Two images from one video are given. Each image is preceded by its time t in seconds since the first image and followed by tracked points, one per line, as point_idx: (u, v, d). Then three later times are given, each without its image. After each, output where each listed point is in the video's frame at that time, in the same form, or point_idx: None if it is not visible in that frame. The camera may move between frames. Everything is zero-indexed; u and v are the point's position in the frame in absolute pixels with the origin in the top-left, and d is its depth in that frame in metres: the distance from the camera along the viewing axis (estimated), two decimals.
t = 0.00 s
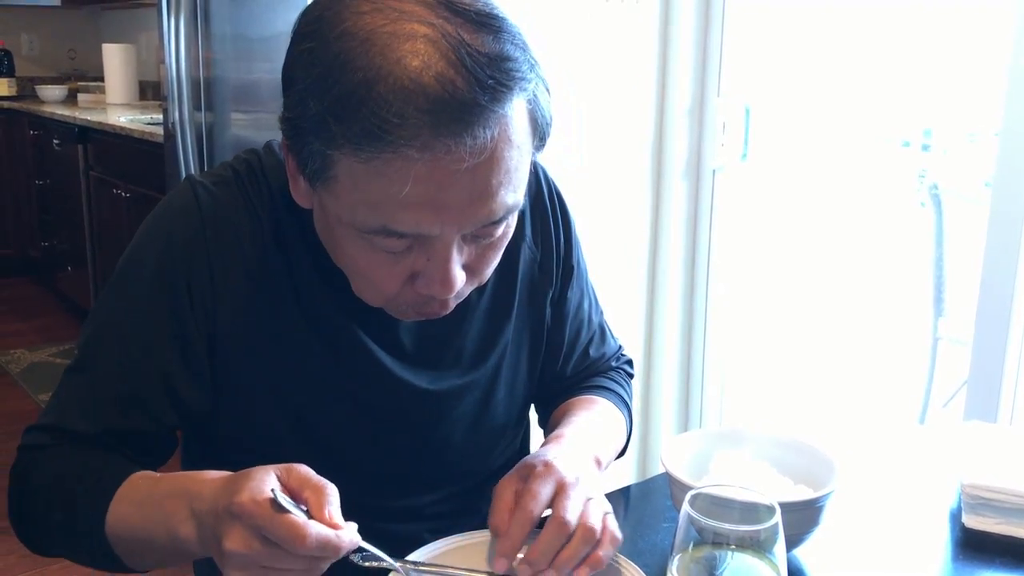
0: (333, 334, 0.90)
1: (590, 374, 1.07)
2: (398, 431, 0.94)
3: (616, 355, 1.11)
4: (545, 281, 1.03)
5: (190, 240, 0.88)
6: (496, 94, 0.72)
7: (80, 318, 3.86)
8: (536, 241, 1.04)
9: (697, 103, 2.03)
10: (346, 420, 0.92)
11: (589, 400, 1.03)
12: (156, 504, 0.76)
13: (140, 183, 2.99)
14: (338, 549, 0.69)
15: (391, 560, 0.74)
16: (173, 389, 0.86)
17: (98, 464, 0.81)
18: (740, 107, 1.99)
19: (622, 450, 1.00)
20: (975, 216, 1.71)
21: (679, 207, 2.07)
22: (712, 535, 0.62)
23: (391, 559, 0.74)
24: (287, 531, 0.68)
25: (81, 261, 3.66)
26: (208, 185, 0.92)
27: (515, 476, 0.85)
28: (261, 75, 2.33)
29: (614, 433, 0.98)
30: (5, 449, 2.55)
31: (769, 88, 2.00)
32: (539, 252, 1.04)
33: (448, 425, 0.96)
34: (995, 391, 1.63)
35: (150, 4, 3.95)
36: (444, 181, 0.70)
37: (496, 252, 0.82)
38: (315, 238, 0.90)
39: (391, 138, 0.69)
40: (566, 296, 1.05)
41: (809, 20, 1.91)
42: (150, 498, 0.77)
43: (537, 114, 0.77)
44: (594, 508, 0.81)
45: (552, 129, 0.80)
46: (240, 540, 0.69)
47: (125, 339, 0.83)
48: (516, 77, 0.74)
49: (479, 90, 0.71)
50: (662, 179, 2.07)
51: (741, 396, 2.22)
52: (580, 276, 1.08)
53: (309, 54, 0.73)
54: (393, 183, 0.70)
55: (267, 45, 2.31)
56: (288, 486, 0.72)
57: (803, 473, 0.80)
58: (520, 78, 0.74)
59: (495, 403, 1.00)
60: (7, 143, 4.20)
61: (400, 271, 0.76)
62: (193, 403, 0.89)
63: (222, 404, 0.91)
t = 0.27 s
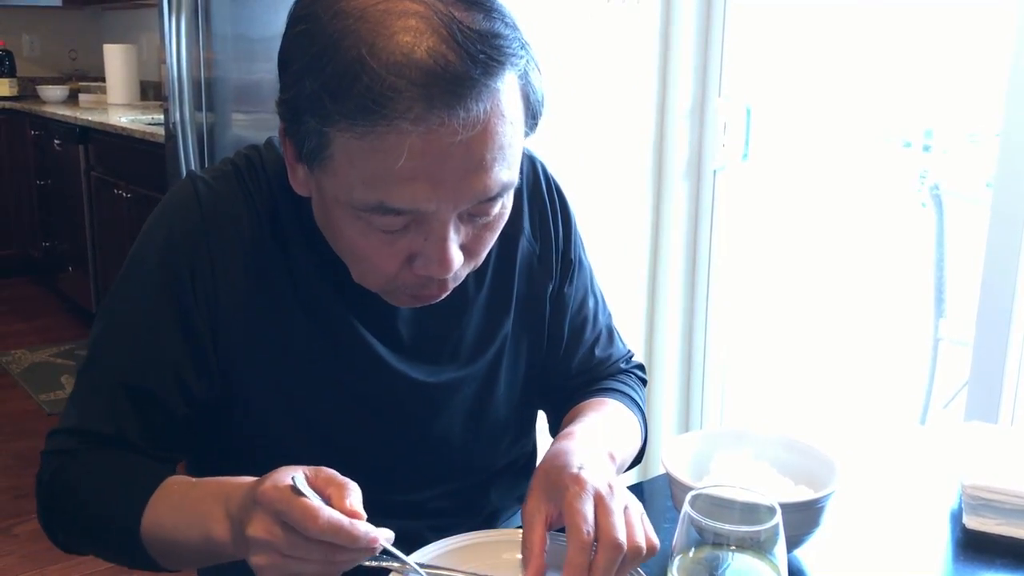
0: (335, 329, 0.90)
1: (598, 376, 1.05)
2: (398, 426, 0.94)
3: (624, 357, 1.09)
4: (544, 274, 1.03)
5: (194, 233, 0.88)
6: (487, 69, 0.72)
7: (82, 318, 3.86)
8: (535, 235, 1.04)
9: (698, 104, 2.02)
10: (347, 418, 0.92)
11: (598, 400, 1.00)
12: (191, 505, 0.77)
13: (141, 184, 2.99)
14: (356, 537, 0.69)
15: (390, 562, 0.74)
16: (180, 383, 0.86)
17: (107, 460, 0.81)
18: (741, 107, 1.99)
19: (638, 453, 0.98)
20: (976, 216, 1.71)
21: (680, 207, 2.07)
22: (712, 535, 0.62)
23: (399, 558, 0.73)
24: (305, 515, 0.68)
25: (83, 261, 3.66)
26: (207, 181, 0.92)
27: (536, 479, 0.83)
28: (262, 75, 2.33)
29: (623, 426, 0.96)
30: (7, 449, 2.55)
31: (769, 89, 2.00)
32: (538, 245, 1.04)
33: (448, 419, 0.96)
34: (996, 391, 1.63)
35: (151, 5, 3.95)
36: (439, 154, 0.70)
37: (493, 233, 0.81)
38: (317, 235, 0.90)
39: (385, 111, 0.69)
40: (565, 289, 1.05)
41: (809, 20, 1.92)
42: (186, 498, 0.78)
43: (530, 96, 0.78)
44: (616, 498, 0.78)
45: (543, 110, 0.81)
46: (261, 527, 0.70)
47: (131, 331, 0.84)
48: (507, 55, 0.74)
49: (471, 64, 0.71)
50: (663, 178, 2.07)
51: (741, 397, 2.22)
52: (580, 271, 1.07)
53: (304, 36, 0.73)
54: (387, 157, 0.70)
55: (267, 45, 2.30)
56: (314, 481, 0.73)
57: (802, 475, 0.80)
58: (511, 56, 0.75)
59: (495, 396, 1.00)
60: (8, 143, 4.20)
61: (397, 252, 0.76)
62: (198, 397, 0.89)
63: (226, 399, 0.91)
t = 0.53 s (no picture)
0: (329, 327, 0.90)
1: (590, 377, 1.04)
2: (393, 424, 0.94)
3: (617, 356, 1.08)
4: (536, 268, 1.03)
5: (188, 230, 0.88)
6: (475, 55, 0.72)
7: (77, 319, 3.86)
8: (527, 229, 1.04)
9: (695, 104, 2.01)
10: (342, 417, 0.92)
11: (591, 399, 1.00)
12: (187, 492, 0.76)
13: (137, 184, 2.99)
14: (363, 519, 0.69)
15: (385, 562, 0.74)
16: (177, 380, 0.87)
17: (107, 457, 0.81)
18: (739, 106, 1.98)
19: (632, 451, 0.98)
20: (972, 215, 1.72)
21: (677, 207, 2.06)
22: (708, 535, 0.62)
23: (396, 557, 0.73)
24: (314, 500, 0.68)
25: (78, 261, 3.65)
26: (200, 178, 0.93)
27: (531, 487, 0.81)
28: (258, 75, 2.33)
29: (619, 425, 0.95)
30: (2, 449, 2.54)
31: (766, 89, 1.99)
32: (530, 240, 1.03)
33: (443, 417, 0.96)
34: (992, 390, 1.64)
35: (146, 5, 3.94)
36: (427, 139, 0.70)
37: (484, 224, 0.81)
38: (312, 233, 0.90)
39: (373, 96, 0.69)
40: (557, 283, 1.04)
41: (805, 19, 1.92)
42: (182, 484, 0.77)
43: (518, 84, 0.78)
44: (613, 506, 0.76)
45: (532, 99, 0.80)
46: (269, 514, 0.70)
47: (128, 327, 0.84)
48: (495, 42, 0.74)
49: (458, 50, 0.71)
50: (659, 177, 2.05)
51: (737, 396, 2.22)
52: (572, 267, 1.07)
53: (293, 26, 0.73)
54: (375, 143, 0.70)
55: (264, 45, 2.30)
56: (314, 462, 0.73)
57: (800, 475, 0.80)
58: (499, 44, 0.75)
59: (489, 392, 0.99)
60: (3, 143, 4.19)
61: (388, 241, 0.75)
62: (195, 394, 0.89)
63: (222, 396, 0.91)
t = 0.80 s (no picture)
0: (320, 328, 0.90)
1: (578, 372, 1.05)
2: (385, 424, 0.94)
3: (604, 356, 1.08)
4: (524, 267, 1.03)
5: (179, 233, 0.89)
6: (456, 53, 0.72)
7: (68, 321, 3.84)
8: (514, 229, 1.04)
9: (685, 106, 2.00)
10: (332, 417, 0.92)
11: (580, 398, 1.00)
12: (180, 498, 0.77)
13: (128, 186, 2.98)
14: (350, 526, 0.69)
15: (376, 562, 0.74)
16: (172, 383, 0.87)
17: (104, 461, 0.82)
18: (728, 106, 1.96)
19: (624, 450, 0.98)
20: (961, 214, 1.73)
21: (667, 206, 2.05)
22: (698, 534, 0.63)
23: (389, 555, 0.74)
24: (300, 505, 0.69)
25: (69, 263, 3.64)
26: (187, 181, 0.93)
27: (521, 485, 0.81)
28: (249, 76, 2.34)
29: (608, 421, 0.96)
30: None
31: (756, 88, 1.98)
32: (518, 239, 1.04)
33: (434, 416, 0.96)
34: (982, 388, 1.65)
35: (137, 6, 3.93)
36: (410, 136, 0.70)
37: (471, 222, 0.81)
38: (305, 234, 0.90)
39: (356, 94, 0.70)
40: (545, 283, 1.05)
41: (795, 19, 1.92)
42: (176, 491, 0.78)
43: (501, 82, 0.78)
44: (604, 508, 0.77)
45: (515, 95, 0.81)
46: (256, 518, 0.70)
47: (122, 330, 0.84)
48: (477, 39, 0.75)
49: (439, 48, 0.71)
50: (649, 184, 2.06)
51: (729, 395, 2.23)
52: (559, 266, 1.07)
53: (275, 27, 0.74)
54: (359, 141, 0.70)
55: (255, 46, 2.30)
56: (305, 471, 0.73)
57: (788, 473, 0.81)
58: (481, 42, 0.75)
59: (478, 391, 1.00)
60: None
61: (375, 238, 0.76)
62: (189, 396, 0.89)
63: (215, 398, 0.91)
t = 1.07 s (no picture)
0: (303, 325, 0.93)
1: (551, 371, 1.08)
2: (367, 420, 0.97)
3: (577, 355, 1.11)
4: (500, 267, 1.06)
5: (168, 235, 0.91)
6: (431, 60, 0.75)
7: (54, 322, 3.85)
8: (490, 231, 1.07)
9: (664, 110, 2.06)
10: (316, 412, 0.95)
11: (552, 397, 1.03)
12: (180, 499, 0.79)
13: (113, 187, 3.00)
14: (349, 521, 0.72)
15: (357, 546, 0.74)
16: (164, 380, 0.90)
17: (104, 460, 0.84)
18: (706, 108, 2.03)
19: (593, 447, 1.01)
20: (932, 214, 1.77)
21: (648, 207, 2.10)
22: (663, 518, 0.66)
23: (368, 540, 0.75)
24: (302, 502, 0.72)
25: (54, 265, 3.65)
26: (174, 184, 0.95)
27: (499, 490, 0.83)
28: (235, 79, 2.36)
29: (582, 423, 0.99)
30: None
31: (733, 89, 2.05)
32: (493, 240, 1.07)
33: (414, 411, 0.99)
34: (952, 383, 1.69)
35: (122, 8, 3.95)
36: (388, 139, 0.73)
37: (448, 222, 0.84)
38: (286, 235, 0.93)
39: (336, 100, 0.73)
40: (520, 282, 1.08)
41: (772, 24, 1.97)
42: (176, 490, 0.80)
43: (475, 88, 0.81)
44: (576, 505, 0.77)
45: (488, 100, 0.84)
46: (259, 517, 0.73)
47: (114, 330, 0.87)
48: (451, 47, 0.78)
49: (416, 56, 0.74)
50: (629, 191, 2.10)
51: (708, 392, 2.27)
52: (534, 267, 1.10)
53: (258, 37, 0.77)
54: (339, 145, 0.73)
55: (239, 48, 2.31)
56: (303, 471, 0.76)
57: (751, 460, 0.84)
58: (455, 49, 0.78)
59: (455, 388, 1.02)
60: None
61: (356, 238, 0.78)
62: (180, 393, 0.92)
63: (204, 393, 0.94)
